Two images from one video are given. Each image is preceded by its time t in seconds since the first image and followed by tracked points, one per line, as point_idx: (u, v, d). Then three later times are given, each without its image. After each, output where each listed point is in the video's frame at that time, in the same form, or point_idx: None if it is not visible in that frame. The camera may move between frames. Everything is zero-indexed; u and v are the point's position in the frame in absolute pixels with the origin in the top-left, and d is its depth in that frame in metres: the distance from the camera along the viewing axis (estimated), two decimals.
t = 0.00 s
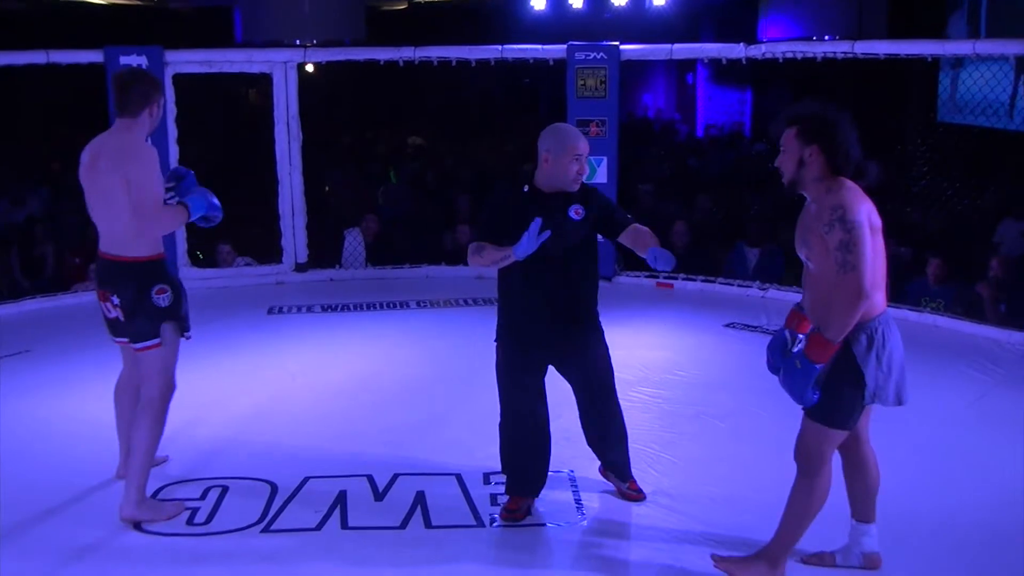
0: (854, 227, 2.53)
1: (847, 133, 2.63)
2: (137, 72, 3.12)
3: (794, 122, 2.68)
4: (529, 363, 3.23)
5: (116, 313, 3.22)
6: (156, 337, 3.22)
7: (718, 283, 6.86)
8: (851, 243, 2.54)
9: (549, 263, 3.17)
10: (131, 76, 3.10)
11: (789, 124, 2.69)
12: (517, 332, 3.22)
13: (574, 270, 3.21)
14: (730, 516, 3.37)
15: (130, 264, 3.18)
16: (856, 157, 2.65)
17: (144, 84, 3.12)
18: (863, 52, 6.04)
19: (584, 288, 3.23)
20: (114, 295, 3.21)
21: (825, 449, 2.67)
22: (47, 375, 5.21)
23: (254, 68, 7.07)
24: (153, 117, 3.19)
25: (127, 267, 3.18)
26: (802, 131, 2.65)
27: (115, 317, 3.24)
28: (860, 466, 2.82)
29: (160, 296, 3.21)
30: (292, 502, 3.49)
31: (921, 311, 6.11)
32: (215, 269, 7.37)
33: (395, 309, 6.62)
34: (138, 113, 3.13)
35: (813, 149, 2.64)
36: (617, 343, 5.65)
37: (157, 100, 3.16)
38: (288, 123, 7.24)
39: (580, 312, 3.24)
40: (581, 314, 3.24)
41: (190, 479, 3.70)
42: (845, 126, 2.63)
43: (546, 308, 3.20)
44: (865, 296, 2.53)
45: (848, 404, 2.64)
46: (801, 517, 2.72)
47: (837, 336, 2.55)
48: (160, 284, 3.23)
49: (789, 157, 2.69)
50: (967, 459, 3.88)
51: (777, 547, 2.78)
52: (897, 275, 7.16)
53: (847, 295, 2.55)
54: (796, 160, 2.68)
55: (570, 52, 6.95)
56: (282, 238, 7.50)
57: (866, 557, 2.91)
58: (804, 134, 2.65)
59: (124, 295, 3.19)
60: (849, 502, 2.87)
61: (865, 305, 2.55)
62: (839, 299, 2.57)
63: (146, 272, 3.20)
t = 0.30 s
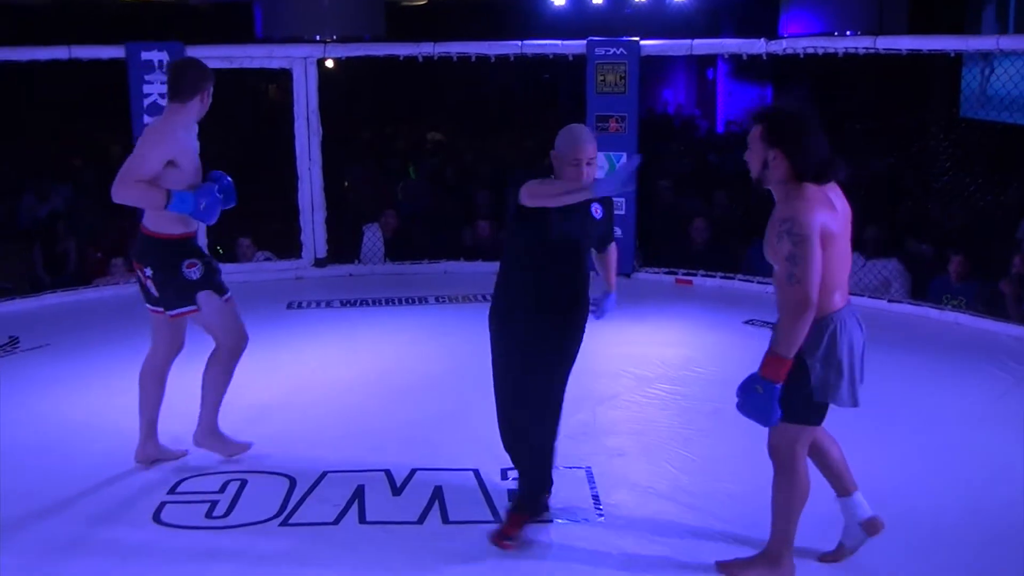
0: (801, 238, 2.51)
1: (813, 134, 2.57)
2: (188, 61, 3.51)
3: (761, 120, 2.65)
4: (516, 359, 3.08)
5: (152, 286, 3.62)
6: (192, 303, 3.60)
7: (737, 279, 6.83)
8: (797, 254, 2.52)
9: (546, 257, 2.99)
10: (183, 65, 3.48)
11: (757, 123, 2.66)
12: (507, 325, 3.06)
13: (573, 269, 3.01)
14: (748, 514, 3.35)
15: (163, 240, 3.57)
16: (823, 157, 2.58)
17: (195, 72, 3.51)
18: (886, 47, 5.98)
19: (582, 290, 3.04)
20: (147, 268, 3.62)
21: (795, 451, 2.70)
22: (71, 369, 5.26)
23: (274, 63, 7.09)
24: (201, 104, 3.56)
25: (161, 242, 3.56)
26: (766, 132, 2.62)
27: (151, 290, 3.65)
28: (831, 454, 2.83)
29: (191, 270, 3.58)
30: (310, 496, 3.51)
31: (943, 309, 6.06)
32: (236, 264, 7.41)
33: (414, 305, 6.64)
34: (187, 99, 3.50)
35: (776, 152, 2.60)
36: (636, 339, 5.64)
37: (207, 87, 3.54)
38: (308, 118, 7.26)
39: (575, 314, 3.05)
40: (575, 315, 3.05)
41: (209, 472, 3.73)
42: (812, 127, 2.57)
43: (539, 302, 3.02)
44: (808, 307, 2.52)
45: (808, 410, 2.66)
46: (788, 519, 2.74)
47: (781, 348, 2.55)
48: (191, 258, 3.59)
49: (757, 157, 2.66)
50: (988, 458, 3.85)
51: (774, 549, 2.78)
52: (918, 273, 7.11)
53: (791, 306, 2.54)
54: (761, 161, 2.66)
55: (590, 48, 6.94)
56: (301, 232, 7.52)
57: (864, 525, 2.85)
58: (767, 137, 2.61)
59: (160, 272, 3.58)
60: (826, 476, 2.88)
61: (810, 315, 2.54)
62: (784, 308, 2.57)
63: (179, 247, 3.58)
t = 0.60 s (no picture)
0: (773, 227, 2.53)
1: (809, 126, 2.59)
2: (209, 61, 3.61)
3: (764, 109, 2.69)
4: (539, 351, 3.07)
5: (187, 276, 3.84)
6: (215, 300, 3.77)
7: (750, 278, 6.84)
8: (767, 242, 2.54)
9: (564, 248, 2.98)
10: (204, 68, 3.60)
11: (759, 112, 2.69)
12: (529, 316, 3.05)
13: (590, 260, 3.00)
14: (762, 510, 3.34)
15: (200, 234, 3.71)
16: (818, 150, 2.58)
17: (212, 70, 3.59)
18: (903, 45, 5.95)
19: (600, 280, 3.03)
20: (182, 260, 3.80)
21: (795, 447, 2.70)
22: (88, 363, 5.29)
23: (290, 60, 7.10)
24: (226, 98, 3.62)
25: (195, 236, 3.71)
26: (764, 122, 2.65)
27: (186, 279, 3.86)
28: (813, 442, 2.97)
29: (219, 265, 3.73)
30: (324, 491, 3.52)
31: (958, 308, 6.03)
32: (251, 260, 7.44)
33: (429, 301, 6.64)
34: (208, 99, 3.63)
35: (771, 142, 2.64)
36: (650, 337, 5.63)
37: (226, 84, 3.58)
38: (323, 115, 7.27)
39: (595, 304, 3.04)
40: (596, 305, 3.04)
41: (223, 467, 3.74)
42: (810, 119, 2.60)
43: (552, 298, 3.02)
44: (768, 295, 2.54)
45: (791, 407, 2.66)
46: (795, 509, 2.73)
47: (738, 331, 2.60)
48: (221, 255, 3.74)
49: (756, 146, 2.70)
50: (1006, 457, 3.82)
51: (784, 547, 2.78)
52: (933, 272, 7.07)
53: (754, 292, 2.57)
54: (759, 150, 2.69)
55: (605, 45, 6.93)
56: (315, 228, 7.54)
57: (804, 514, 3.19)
58: (765, 126, 2.65)
59: (191, 265, 3.75)
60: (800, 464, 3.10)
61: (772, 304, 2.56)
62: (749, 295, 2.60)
63: (215, 241, 3.72)
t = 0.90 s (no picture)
0: (788, 214, 2.53)
1: (839, 120, 2.59)
2: (233, 53, 3.67)
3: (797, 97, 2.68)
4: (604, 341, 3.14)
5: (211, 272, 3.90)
6: (219, 287, 3.80)
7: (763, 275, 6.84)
8: (779, 228, 2.54)
9: (609, 245, 3.07)
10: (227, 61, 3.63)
11: (793, 101, 2.68)
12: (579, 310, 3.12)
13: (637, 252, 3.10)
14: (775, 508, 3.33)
15: (218, 223, 3.74)
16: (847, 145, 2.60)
17: (227, 64, 3.64)
18: (917, 42, 5.92)
19: (646, 271, 3.12)
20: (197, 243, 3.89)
21: (799, 437, 2.68)
22: (102, 360, 5.32)
23: (303, 58, 7.12)
24: (242, 90, 3.65)
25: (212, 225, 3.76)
26: (798, 112, 2.64)
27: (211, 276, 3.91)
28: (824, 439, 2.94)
29: (227, 253, 3.75)
30: (336, 488, 3.52)
31: (973, 306, 6.00)
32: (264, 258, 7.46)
33: (441, 299, 6.64)
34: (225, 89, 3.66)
35: (804, 132, 2.63)
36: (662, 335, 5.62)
37: (242, 76, 3.62)
38: (336, 113, 7.28)
39: (648, 293, 3.13)
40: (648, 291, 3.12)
41: (236, 465, 3.75)
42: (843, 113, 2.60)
43: (596, 297, 3.10)
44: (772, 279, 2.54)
45: (791, 397, 2.66)
46: (804, 504, 2.71)
47: (735, 309, 2.62)
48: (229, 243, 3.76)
49: (786, 135, 2.70)
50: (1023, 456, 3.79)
51: (797, 541, 2.77)
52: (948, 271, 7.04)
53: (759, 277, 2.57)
54: (788, 139, 2.69)
55: (618, 42, 6.92)
56: (328, 226, 7.55)
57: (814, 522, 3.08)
58: (797, 117, 2.64)
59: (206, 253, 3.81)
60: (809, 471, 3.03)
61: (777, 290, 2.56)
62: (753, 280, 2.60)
63: (232, 230, 3.74)
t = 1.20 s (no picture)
0: (807, 213, 2.52)
1: (852, 115, 2.58)
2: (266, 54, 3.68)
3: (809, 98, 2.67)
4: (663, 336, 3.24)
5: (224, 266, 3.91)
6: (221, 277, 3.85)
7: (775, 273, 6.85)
8: (799, 227, 2.53)
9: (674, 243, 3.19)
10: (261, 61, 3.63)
11: (804, 102, 2.68)
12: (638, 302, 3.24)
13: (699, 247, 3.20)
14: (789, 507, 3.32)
15: (217, 212, 3.78)
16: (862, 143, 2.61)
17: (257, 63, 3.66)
18: (930, 38, 5.89)
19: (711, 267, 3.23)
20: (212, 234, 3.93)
21: (808, 429, 2.67)
22: (117, 359, 5.35)
23: (314, 57, 7.13)
24: (270, 91, 3.67)
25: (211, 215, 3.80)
26: (810, 112, 2.64)
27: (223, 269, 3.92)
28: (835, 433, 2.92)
29: (222, 243, 3.77)
30: (349, 487, 3.53)
31: (986, 304, 5.98)
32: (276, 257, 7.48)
33: (453, 298, 6.65)
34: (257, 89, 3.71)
35: (817, 132, 2.63)
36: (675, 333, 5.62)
37: (270, 78, 3.63)
38: (348, 112, 7.29)
39: (711, 287, 3.24)
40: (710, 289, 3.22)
41: (249, 463, 3.76)
42: (859, 110, 2.60)
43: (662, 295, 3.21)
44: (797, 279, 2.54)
45: (799, 388, 2.66)
46: (816, 500, 2.69)
47: (763, 305, 2.62)
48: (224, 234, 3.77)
49: (801, 135, 2.70)
50: None
51: (810, 535, 2.76)
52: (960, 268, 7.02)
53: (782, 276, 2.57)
54: (802, 139, 2.69)
55: (629, 40, 6.91)
56: (340, 225, 7.57)
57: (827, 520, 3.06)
58: (810, 116, 2.64)
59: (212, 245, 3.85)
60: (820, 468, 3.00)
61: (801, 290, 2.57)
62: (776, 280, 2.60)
63: (227, 221, 3.76)
